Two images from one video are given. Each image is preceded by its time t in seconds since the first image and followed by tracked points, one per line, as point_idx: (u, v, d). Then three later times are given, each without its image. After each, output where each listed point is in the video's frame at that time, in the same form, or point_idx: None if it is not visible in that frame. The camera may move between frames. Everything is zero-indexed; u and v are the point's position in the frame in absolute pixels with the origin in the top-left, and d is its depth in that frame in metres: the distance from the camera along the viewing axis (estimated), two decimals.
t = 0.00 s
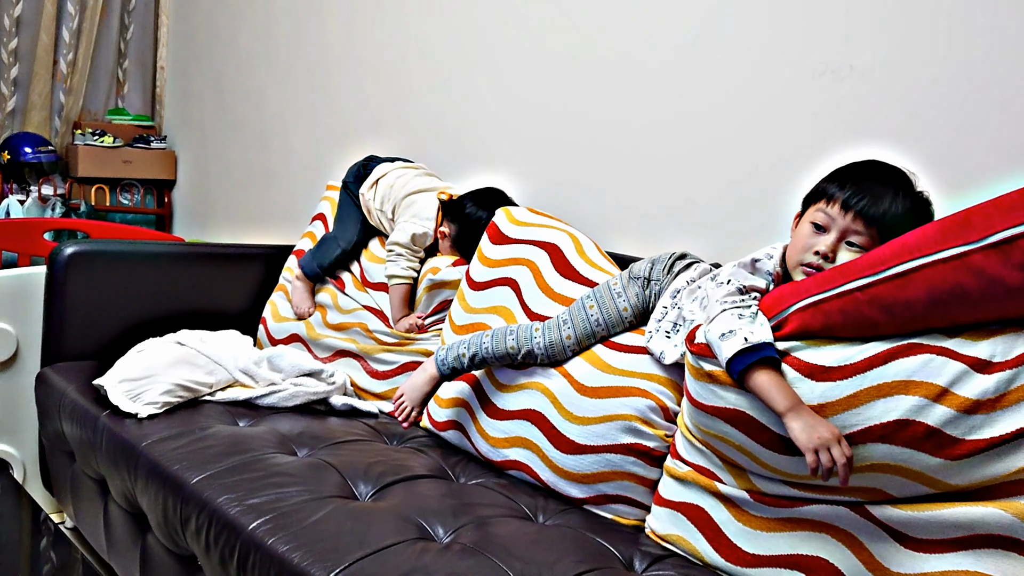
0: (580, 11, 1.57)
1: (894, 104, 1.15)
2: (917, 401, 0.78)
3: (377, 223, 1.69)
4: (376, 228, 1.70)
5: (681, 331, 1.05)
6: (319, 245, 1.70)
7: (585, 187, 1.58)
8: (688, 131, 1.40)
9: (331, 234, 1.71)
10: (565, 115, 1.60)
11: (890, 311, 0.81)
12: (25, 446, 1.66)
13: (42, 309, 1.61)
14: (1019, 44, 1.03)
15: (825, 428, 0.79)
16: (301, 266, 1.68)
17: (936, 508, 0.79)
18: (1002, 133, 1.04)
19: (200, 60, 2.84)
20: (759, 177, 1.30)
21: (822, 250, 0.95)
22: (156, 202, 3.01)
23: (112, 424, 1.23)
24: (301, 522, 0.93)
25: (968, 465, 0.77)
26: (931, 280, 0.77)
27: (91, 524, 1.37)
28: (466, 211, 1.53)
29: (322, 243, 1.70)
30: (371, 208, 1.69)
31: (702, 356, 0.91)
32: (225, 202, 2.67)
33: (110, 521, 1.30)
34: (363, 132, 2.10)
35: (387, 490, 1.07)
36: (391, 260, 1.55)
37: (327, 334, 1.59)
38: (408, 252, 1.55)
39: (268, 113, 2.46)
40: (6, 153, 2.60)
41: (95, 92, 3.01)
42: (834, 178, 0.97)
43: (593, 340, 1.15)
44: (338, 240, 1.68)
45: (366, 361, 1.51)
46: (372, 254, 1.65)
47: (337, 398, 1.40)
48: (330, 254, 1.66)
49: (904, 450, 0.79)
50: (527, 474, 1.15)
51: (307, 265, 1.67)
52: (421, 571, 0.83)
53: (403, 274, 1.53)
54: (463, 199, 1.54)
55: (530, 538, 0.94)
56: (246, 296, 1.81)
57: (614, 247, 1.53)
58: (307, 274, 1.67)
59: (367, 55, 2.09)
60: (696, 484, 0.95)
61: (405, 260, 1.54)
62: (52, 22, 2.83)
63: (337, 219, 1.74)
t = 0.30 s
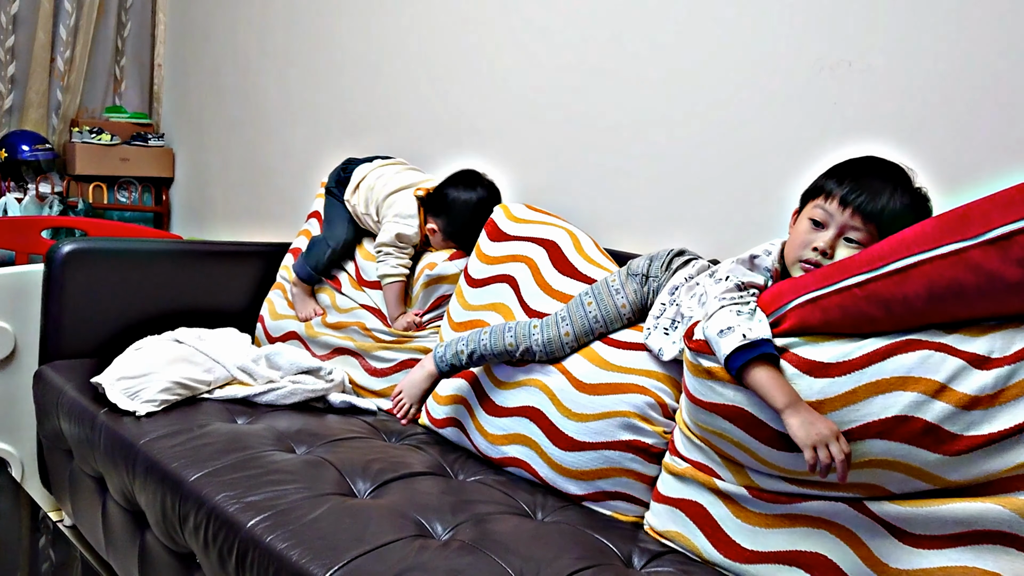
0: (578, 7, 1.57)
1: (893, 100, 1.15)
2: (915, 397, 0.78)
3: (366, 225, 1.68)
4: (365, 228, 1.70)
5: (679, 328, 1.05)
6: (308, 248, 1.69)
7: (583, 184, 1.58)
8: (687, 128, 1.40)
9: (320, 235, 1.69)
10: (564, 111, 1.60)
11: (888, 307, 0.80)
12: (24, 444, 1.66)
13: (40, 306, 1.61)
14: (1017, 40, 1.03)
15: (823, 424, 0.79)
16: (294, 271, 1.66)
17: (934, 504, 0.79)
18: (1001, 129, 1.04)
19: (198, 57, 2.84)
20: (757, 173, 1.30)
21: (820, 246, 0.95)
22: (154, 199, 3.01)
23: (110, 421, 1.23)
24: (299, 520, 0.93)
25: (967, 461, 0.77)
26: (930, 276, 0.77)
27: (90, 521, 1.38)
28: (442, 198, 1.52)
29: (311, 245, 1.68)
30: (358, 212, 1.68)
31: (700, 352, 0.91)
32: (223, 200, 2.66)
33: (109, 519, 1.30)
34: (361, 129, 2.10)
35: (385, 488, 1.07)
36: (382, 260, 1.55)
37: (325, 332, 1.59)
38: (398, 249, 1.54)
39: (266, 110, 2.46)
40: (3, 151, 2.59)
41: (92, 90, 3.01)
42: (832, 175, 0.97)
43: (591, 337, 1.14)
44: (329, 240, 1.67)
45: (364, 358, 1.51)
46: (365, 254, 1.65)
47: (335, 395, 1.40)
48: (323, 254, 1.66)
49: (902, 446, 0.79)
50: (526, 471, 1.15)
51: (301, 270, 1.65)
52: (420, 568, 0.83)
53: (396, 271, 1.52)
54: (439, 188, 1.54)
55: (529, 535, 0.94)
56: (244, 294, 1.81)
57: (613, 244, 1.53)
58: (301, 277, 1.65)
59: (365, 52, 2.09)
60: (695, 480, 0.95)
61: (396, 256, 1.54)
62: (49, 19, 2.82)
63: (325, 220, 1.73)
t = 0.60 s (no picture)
0: (577, 6, 1.57)
1: (891, 99, 1.15)
2: (913, 396, 0.78)
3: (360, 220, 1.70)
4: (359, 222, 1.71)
5: (678, 326, 1.05)
6: (301, 250, 1.68)
7: (582, 183, 1.58)
8: (685, 126, 1.40)
9: (311, 236, 1.69)
10: (562, 110, 1.60)
11: (886, 306, 0.80)
12: (23, 443, 1.66)
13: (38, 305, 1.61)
14: (1016, 39, 1.03)
15: (822, 424, 0.79)
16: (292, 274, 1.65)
17: (932, 502, 0.79)
18: (1000, 128, 1.04)
19: (196, 57, 2.84)
20: (755, 172, 1.30)
21: (819, 244, 0.95)
22: (153, 198, 3.01)
23: (109, 421, 1.23)
24: (298, 519, 0.93)
25: (965, 460, 0.77)
26: (928, 274, 0.77)
27: (89, 520, 1.38)
28: (425, 171, 1.55)
29: (304, 247, 1.68)
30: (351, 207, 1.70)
31: (699, 351, 0.91)
32: (222, 199, 2.66)
33: (108, 518, 1.30)
34: (360, 128, 2.10)
35: (384, 487, 1.07)
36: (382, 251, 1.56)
37: (324, 332, 1.57)
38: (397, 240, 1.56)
39: (264, 109, 2.46)
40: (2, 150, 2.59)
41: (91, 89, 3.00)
42: (831, 173, 0.97)
43: (590, 336, 1.14)
44: (321, 240, 1.66)
45: (363, 357, 1.51)
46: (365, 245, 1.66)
47: (334, 394, 1.40)
48: (318, 254, 1.65)
49: (900, 444, 0.79)
50: (525, 470, 1.15)
51: (299, 273, 1.65)
52: (418, 567, 0.83)
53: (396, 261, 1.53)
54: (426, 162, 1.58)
55: (528, 533, 0.94)
56: (243, 293, 1.81)
57: (612, 243, 1.53)
58: (301, 281, 1.65)
59: (364, 51, 2.09)
60: (694, 479, 0.95)
61: (397, 246, 1.55)
62: (48, 18, 2.82)
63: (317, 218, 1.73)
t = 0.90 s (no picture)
0: (575, 5, 1.56)
1: (889, 98, 1.15)
2: (911, 395, 0.78)
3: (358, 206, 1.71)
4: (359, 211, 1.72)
5: (674, 326, 1.05)
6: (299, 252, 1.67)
7: (580, 182, 1.57)
8: (682, 126, 1.40)
9: (309, 236, 1.68)
10: (560, 110, 1.60)
11: (884, 305, 0.80)
12: (20, 443, 1.66)
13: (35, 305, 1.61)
14: (1013, 39, 1.03)
15: (818, 424, 0.79)
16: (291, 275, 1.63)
17: (930, 502, 0.79)
18: (997, 128, 1.04)
19: (194, 56, 2.83)
20: (753, 171, 1.30)
21: (817, 243, 0.95)
22: (151, 198, 3.01)
23: (106, 420, 1.23)
24: (295, 519, 0.92)
25: (962, 459, 0.77)
26: (926, 273, 0.77)
27: (86, 520, 1.37)
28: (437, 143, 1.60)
29: (302, 249, 1.67)
30: (351, 191, 1.72)
31: (697, 350, 0.91)
32: (219, 198, 2.66)
33: (105, 518, 1.30)
34: (357, 127, 2.10)
35: (381, 487, 1.06)
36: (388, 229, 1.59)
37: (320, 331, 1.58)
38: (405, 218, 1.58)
39: (262, 108, 2.46)
40: None
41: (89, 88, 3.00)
42: (829, 173, 0.97)
43: (586, 335, 1.14)
44: (321, 240, 1.66)
45: (359, 357, 1.51)
46: (366, 235, 1.68)
47: (331, 394, 1.40)
48: (318, 254, 1.65)
49: (898, 444, 0.79)
50: (522, 470, 1.15)
51: (299, 275, 1.63)
52: (415, 567, 0.83)
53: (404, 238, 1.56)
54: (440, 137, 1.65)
55: (525, 533, 0.94)
56: (241, 293, 1.81)
57: (609, 242, 1.53)
58: (302, 283, 1.63)
59: (361, 51, 2.09)
60: (691, 479, 0.95)
61: (404, 225, 1.58)
62: (45, 18, 2.81)
63: (316, 218, 1.73)
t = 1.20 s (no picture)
0: (575, 5, 1.56)
1: (889, 99, 1.15)
2: (909, 395, 0.78)
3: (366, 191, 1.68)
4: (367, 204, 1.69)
5: (669, 328, 1.05)
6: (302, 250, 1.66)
7: (579, 182, 1.58)
8: (682, 126, 1.40)
9: (313, 235, 1.67)
10: (560, 110, 1.60)
11: (883, 305, 0.80)
12: (19, 443, 1.66)
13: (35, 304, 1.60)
14: (1012, 40, 1.03)
15: (813, 423, 0.79)
16: (296, 275, 1.64)
17: (928, 503, 0.79)
18: (995, 128, 1.04)
19: (194, 56, 2.83)
20: (752, 172, 1.30)
21: (816, 243, 0.95)
22: (150, 197, 3.01)
23: (105, 421, 1.23)
24: (294, 519, 0.92)
25: (960, 460, 0.77)
26: (924, 274, 0.77)
27: (85, 520, 1.37)
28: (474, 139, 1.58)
29: (306, 246, 1.66)
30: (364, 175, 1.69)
31: (696, 349, 0.91)
32: (219, 198, 2.66)
33: (103, 518, 1.29)
34: (356, 127, 2.10)
35: (380, 487, 1.06)
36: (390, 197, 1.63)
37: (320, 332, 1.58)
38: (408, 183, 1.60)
39: (261, 108, 2.46)
40: None
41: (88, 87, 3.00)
42: (829, 173, 0.97)
43: (581, 337, 1.14)
44: (326, 240, 1.65)
45: (358, 357, 1.51)
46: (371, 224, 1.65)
47: (330, 394, 1.40)
48: (324, 254, 1.64)
49: (896, 444, 0.79)
50: (520, 471, 1.15)
51: (302, 274, 1.63)
52: (414, 567, 0.83)
53: (399, 196, 1.60)
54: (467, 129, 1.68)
55: (524, 533, 0.94)
56: (240, 293, 1.81)
57: (609, 243, 1.53)
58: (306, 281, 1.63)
59: (361, 51, 2.09)
60: (689, 479, 0.95)
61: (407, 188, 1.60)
62: (45, 17, 2.81)
63: (320, 215, 1.70)
